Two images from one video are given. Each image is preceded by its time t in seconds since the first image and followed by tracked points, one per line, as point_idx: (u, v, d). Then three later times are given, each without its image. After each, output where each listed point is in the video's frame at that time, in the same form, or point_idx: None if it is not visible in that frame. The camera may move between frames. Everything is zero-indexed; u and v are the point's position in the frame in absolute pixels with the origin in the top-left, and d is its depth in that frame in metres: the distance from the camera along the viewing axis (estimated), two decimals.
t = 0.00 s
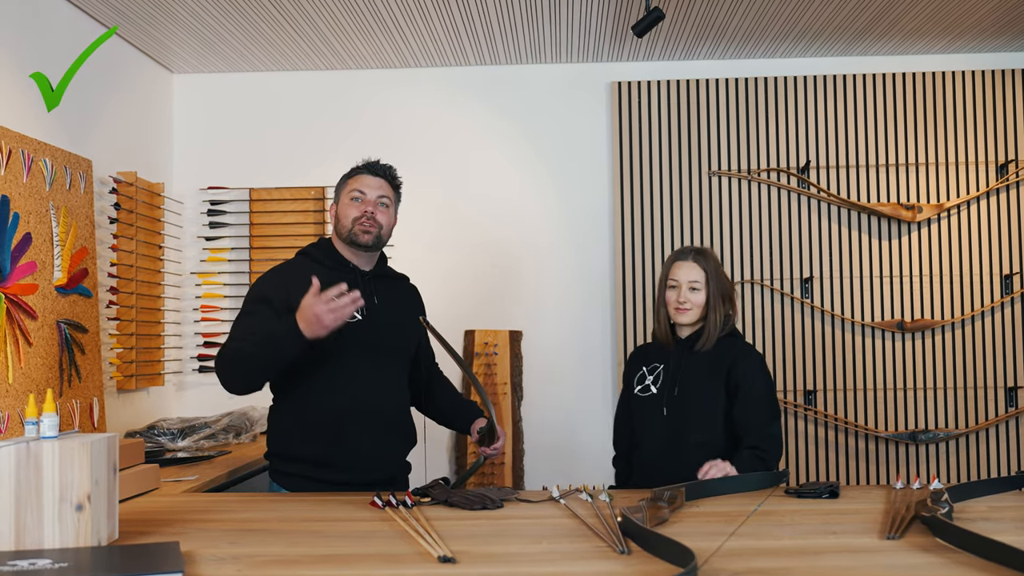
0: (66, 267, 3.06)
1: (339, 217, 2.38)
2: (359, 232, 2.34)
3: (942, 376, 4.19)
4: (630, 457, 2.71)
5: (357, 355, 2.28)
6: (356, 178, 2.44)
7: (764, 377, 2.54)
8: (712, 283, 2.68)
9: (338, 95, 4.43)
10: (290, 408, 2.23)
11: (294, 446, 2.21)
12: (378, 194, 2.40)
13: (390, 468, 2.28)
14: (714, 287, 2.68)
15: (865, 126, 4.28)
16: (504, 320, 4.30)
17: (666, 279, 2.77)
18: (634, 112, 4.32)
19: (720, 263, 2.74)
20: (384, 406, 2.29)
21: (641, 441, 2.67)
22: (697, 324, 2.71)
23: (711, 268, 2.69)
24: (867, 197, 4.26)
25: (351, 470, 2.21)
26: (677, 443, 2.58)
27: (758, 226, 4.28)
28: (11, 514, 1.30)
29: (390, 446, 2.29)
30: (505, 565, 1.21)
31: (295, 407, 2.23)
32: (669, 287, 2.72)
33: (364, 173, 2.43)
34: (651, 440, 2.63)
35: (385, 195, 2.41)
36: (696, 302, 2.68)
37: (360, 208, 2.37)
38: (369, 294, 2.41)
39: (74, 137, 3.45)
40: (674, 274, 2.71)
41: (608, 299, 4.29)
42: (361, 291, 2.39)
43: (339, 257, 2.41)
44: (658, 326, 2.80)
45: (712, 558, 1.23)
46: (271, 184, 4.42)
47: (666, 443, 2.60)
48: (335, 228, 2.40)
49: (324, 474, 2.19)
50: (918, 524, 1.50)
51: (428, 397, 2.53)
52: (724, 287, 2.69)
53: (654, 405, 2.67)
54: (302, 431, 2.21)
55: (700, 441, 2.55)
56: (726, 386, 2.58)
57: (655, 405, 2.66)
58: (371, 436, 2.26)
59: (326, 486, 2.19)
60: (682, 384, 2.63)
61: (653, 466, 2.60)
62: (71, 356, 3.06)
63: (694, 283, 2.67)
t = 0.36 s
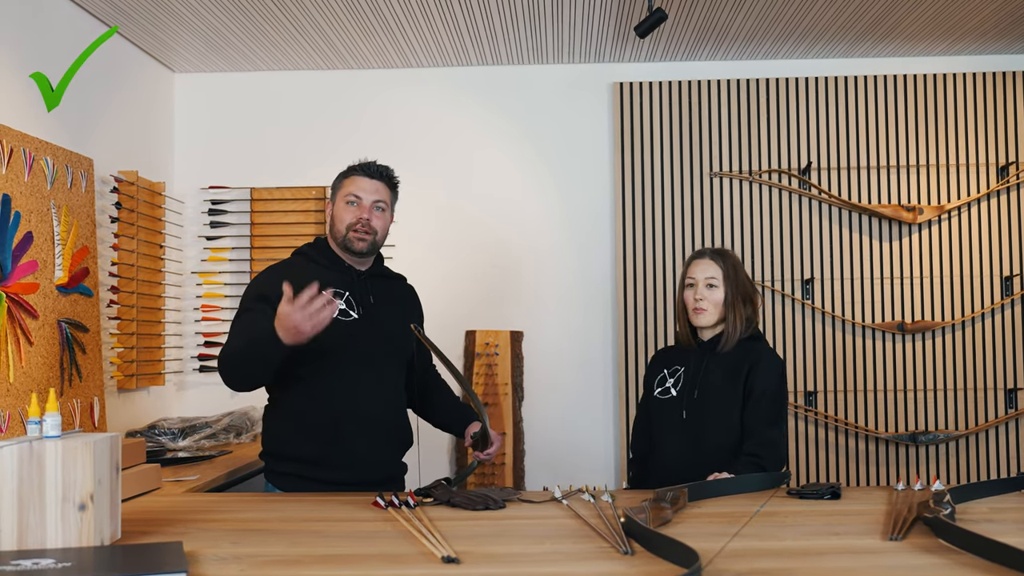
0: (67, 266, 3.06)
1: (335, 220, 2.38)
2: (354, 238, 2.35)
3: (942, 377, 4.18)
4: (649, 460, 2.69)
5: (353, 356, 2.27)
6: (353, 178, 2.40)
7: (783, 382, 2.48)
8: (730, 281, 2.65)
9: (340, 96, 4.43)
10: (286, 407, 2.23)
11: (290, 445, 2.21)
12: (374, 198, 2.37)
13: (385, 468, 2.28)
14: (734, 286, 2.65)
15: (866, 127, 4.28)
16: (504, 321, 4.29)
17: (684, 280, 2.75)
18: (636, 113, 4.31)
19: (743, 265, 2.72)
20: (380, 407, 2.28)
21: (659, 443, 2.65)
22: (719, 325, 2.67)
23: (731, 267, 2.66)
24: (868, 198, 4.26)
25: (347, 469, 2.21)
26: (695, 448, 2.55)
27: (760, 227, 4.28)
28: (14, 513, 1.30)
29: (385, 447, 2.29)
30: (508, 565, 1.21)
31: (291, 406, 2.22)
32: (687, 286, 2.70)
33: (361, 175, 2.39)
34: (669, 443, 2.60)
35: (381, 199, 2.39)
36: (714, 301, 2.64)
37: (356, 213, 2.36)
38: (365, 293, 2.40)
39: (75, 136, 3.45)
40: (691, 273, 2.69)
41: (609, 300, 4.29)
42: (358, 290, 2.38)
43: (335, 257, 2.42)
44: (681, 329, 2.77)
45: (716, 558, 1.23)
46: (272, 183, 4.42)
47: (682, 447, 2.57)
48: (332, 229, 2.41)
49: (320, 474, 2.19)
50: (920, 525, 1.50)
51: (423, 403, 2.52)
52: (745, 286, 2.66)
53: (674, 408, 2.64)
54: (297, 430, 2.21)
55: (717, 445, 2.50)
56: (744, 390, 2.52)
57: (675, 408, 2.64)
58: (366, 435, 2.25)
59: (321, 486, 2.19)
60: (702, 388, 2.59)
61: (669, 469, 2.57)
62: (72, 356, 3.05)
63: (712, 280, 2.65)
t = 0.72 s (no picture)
0: (64, 267, 3.05)
1: (331, 223, 2.37)
2: (352, 242, 2.35)
3: (939, 379, 4.19)
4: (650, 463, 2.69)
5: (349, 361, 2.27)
6: (348, 180, 2.39)
7: (783, 389, 2.46)
8: (727, 282, 2.62)
9: (338, 97, 4.42)
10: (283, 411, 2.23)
11: (286, 449, 2.21)
12: (370, 201, 2.37)
13: (383, 470, 2.27)
14: (733, 287, 2.62)
15: (864, 129, 4.29)
16: (502, 323, 4.29)
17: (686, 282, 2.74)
18: (634, 114, 4.32)
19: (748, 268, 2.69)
20: (377, 411, 2.28)
21: (659, 448, 2.65)
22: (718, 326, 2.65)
23: (730, 268, 2.64)
24: (866, 200, 4.26)
25: (344, 471, 2.21)
26: (694, 453, 2.54)
27: (757, 228, 4.28)
28: (14, 514, 1.29)
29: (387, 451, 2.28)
30: (509, 567, 1.21)
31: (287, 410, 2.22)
32: (685, 288, 2.69)
33: (356, 177, 2.38)
34: (669, 448, 2.60)
35: (377, 202, 2.39)
36: (711, 303, 2.62)
37: (352, 217, 2.35)
38: (361, 295, 2.39)
39: (73, 137, 3.44)
40: (689, 274, 2.69)
41: (606, 301, 4.29)
42: (353, 292, 2.38)
43: (331, 258, 2.41)
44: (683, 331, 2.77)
45: (718, 560, 1.23)
46: (269, 184, 4.41)
47: (682, 452, 2.57)
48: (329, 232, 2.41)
49: (317, 475, 2.19)
50: (921, 526, 1.50)
51: (421, 404, 2.51)
52: (745, 287, 2.62)
53: (674, 413, 2.64)
54: (294, 433, 2.21)
55: (716, 452, 2.49)
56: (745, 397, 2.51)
57: (676, 413, 2.63)
58: (364, 437, 2.24)
59: (319, 488, 2.19)
60: (702, 394, 2.58)
61: (669, 473, 2.58)
62: (69, 357, 3.04)
63: (707, 282, 2.63)
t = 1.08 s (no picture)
0: (62, 267, 3.04)
1: (336, 222, 2.37)
2: (356, 240, 2.33)
3: (937, 379, 4.20)
4: (650, 464, 2.69)
5: (350, 362, 2.26)
6: (353, 180, 2.39)
7: (784, 392, 2.45)
8: (721, 284, 2.62)
9: (336, 96, 4.41)
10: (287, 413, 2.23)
11: (288, 448, 2.21)
12: (375, 201, 2.37)
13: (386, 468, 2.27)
14: (727, 289, 2.61)
15: (862, 129, 4.29)
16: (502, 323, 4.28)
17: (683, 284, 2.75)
18: (632, 114, 4.31)
19: (746, 268, 2.67)
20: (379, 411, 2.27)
21: (658, 450, 2.64)
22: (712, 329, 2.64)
23: (725, 270, 2.63)
24: (864, 200, 4.26)
25: (348, 470, 2.20)
26: (694, 456, 2.54)
27: (756, 228, 4.28)
28: (15, 513, 1.29)
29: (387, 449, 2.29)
30: (511, 567, 1.21)
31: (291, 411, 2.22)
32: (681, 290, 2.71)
33: (362, 177, 2.39)
34: (669, 451, 2.60)
35: (382, 202, 2.39)
36: (701, 304, 2.63)
37: (357, 215, 2.35)
38: (363, 295, 2.38)
39: (71, 136, 3.43)
40: (685, 277, 2.71)
41: (605, 301, 4.28)
42: (355, 291, 2.36)
43: (335, 258, 2.40)
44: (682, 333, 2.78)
45: (721, 560, 1.23)
46: (267, 184, 4.40)
47: (682, 455, 2.57)
48: (331, 232, 2.40)
49: (321, 475, 2.19)
50: (922, 526, 1.49)
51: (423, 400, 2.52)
52: (740, 289, 2.61)
53: (674, 415, 2.64)
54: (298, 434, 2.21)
55: (716, 455, 2.49)
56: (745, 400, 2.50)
57: (675, 415, 2.63)
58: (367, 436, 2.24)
59: (322, 487, 2.19)
60: (702, 396, 2.58)
61: (670, 476, 2.58)
62: (68, 357, 3.04)
63: (700, 284, 2.64)
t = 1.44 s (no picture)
0: (55, 263, 3.03)
1: (343, 222, 2.33)
2: (362, 243, 2.32)
3: (930, 374, 4.21)
4: (642, 459, 2.71)
5: (356, 359, 2.26)
6: (361, 180, 2.32)
7: (773, 385, 2.45)
8: (708, 281, 2.60)
9: (330, 92, 4.40)
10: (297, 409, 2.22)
11: (288, 443, 2.21)
12: (383, 203, 2.31)
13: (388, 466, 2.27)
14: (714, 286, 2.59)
15: (856, 126, 4.30)
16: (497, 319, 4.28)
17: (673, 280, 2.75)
18: (627, 109, 4.31)
19: (734, 263, 2.64)
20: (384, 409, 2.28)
21: (649, 446, 2.65)
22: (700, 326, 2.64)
23: (712, 267, 2.61)
24: (857, 195, 4.27)
25: (350, 468, 2.20)
26: (683, 451, 2.55)
27: (750, 224, 4.29)
28: (9, 510, 1.28)
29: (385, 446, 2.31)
30: (508, 562, 1.20)
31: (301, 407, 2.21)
32: (669, 286, 2.71)
33: (370, 178, 2.30)
34: (659, 447, 2.61)
35: (389, 203, 2.33)
36: (687, 301, 2.62)
37: (364, 218, 2.31)
38: (367, 295, 2.37)
39: (63, 131, 3.41)
40: (674, 273, 2.70)
41: (599, 296, 4.29)
42: (359, 291, 2.36)
43: (339, 257, 2.40)
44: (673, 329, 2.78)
45: (717, 554, 1.23)
46: (261, 180, 4.39)
47: (670, 450, 2.58)
48: (339, 229, 2.37)
49: (325, 472, 2.19)
50: (917, 521, 1.50)
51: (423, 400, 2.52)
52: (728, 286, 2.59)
53: (663, 410, 2.65)
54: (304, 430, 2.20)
55: (706, 450, 2.49)
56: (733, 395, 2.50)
57: (664, 411, 2.64)
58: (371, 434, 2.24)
59: (325, 484, 2.18)
60: (690, 391, 2.58)
61: (659, 472, 2.59)
62: (61, 353, 3.02)
63: (686, 281, 2.63)
